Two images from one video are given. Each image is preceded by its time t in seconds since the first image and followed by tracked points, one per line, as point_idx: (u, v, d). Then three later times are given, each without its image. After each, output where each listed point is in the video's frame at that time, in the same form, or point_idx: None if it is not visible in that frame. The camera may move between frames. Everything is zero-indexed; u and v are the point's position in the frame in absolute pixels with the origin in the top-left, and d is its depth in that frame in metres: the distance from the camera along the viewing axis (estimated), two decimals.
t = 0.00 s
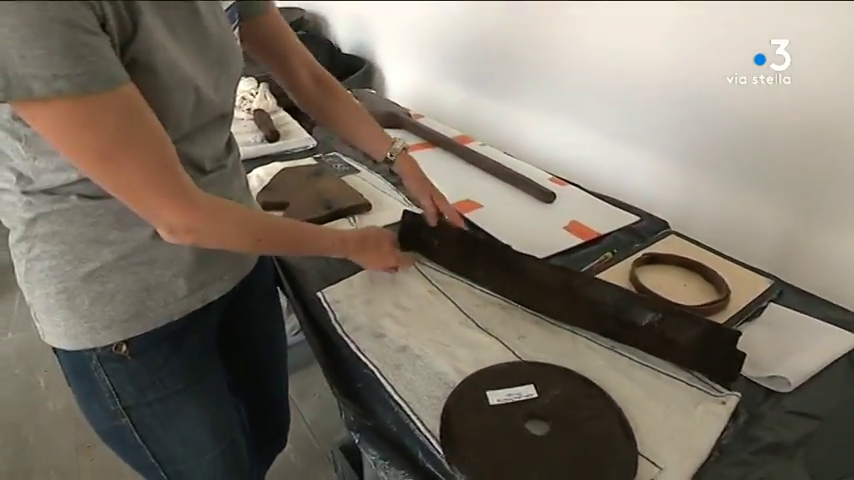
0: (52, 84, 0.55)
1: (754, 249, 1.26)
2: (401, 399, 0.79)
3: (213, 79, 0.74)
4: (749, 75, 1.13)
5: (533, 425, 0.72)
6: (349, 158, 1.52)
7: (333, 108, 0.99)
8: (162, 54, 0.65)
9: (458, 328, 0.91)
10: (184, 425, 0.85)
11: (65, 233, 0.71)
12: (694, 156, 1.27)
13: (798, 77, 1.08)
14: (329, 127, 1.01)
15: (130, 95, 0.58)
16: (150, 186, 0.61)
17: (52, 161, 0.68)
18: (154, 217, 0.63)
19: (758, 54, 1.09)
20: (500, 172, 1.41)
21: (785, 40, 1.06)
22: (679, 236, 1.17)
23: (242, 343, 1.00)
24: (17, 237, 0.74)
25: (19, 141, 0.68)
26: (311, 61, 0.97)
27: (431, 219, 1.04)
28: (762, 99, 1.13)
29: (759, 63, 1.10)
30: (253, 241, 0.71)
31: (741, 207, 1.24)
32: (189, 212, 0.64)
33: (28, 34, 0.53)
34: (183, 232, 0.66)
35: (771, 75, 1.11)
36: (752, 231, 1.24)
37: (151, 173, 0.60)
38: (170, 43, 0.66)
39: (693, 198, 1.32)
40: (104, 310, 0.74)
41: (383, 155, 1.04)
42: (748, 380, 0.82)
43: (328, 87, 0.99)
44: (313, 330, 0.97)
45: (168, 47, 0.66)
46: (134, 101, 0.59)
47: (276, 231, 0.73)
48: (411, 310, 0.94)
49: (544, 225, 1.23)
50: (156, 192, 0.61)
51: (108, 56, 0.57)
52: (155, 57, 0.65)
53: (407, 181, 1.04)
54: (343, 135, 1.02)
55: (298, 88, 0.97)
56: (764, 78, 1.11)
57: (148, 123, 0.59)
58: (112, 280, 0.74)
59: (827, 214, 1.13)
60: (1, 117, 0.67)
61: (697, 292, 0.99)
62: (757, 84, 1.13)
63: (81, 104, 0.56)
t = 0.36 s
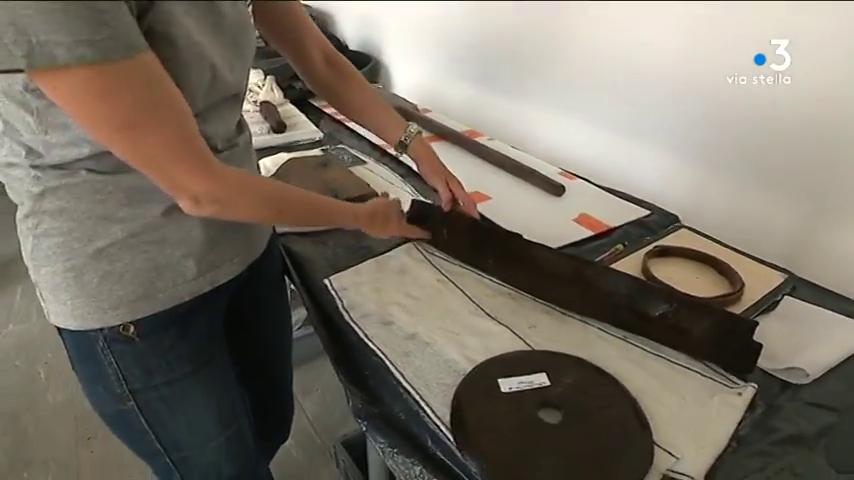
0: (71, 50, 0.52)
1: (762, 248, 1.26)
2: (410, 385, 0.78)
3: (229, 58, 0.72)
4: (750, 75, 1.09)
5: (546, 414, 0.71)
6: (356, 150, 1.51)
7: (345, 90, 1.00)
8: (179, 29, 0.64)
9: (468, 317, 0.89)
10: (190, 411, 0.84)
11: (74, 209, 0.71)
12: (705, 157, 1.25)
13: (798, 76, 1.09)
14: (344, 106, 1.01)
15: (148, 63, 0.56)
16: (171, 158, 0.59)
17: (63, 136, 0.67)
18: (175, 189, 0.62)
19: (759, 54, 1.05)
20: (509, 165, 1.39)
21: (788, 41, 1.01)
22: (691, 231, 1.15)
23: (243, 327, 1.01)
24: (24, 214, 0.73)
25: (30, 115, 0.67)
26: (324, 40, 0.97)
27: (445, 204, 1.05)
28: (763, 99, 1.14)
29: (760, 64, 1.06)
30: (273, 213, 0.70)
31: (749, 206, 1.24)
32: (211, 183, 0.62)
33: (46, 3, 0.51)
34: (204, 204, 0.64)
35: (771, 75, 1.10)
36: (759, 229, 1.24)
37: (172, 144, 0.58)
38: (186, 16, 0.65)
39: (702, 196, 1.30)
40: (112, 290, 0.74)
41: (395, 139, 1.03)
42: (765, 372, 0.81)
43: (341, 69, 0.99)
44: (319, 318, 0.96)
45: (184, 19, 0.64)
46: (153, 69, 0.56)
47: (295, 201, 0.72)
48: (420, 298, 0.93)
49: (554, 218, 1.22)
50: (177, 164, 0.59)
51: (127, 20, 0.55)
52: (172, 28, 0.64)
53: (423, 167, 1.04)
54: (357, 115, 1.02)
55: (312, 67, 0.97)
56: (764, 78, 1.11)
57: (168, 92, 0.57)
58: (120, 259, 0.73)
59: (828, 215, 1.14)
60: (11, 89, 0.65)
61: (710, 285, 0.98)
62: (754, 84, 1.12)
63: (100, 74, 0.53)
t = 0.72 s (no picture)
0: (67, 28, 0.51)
1: (767, 249, 1.23)
2: (416, 381, 0.76)
3: (234, 44, 0.71)
4: (749, 75, 1.12)
5: (554, 411, 0.69)
6: (359, 148, 1.50)
7: (351, 82, 0.98)
8: (186, 13, 0.63)
9: (474, 314, 0.88)
10: (191, 406, 0.82)
11: (77, 196, 0.69)
12: (713, 155, 1.24)
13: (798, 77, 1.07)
14: (350, 99, 1.00)
15: (149, 45, 0.54)
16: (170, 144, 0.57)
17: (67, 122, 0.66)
18: (174, 177, 0.60)
19: (758, 54, 1.08)
20: (514, 165, 1.38)
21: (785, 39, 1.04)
22: (697, 231, 1.14)
23: (245, 323, 0.99)
24: (26, 200, 0.72)
25: (31, 101, 0.66)
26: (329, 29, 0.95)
27: (446, 201, 1.04)
28: (762, 101, 1.12)
29: (759, 62, 1.09)
30: (275, 202, 0.68)
31: (754, 209, 1.22)
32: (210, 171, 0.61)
33: None
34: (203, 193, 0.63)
35: (771, 75, 1.09)
36: (765, 231, 1.22)
37: (171, 130, 0.57)
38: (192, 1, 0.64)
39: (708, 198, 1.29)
40: (116, 279, 0.72)
41: (402, 131, 1.02)
42: (776, 373, 0.80)
43: (345, 60, 0.97)
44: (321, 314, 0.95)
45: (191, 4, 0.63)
46: (151, 51, 0.54)
47: (299, 192, 0.70)
48: (425, 294, 0.92)
49: (559, 217, 1.21)
50: (175, 151, 0.58)
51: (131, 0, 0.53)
52: (178, 13, 0.63)
53: (428, 161, 1.03)
54: (365, 108, 1.01)
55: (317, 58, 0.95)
56: (764, 78, 1.10)
57: (167, 75, 0.55)
58: (124, 248, 0.72)
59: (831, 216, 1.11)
60: (13, 74, 0.65)
61: (718, 285, 0.97)
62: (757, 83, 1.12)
63: (96, 55, 0.52)
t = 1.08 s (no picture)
0: None
1: (767, 242, 1.22)
2: (416, 372, 0.74)
3: (234, 31, 0.65)
4: (749, 75, 1.10)
5: (559, 402, 0.67)
6: (356, 141, 1.48)
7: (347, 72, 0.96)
8: None
9: (477, 305, 0.86)
10: (184, 399, 0.80)
11: (65, 179, 0.67)
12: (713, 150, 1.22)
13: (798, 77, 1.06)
14: (346, 93, 0.98)
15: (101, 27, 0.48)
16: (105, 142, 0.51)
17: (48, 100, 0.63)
18: (107, 178, 0.54)
19: (758, 54, 1.05)
20: (514, 158, 1.37)
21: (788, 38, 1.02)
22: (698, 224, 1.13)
23: (240, 315, 0.96)
24: (13, 183, 0.71)
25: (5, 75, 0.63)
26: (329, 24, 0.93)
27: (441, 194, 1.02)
28: (762, 97, 1.11)
29: (759, 63, 1.07)
30: (221, 216, 0.62)
31: (755, 203, 1.20)
32: (148, 177, 0.55)
33: None
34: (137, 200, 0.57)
35: (771, 75, 1.08)
36: (765, 225, 1.21)
37: (109, 127, 0.51)
38: None
39: (708, 192, 1.26)
40: (106, 267, 0.70)
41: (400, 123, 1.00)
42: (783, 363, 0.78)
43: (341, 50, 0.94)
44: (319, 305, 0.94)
45: None
46: (107, 37, 0.49)
47: (249, 207, 0.64)
48: (426, 285, 0.90)
49: (560, 209, 1.19)
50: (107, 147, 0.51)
51: None
52: None
53: (424, 155, 1.01)
54: (363, 104, 0.99)
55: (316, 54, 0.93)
56: (763, 78, 1.09)
57: (119, 64, 0.50)
58: (114, 235, 0.69)
59: (832, 209, 1.10)
60: None
61: (721, 276, 0.96)
62: (755, 84, 1.10)
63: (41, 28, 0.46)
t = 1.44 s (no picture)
0: None
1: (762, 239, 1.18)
2: (419, 367, 0.74)
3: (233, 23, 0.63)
4: (749, 74, 1.07)
5: (566, 395, 0.67)
6: (353, 140, 1.47)
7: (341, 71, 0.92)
8: None
9: (480, 299, 0.86)
10: (181, 397, 0.79)
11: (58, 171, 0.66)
12: (710, 151, 1.18)
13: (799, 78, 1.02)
14: (338, 94, 0.94)
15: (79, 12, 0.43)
16: (66, 126, 0.46)
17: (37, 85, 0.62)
18: (67, 166, 0.49)
19: (758, 54, 1.04)
20: (512, 156, 1.37)
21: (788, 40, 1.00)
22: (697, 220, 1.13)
23: (237, 312, 0.95)
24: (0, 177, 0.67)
25: None
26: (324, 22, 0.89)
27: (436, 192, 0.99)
28: (762, 100, 1.07)
29: (758, 63, 1.05)
30: (194, 219, 0.56)
31: (753, 200, 1.16)
32: (113, 168, 0.49)
33: None
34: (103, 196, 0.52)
35: (770, 75, 1.05)
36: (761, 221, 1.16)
37: (73, 110, 0.45)
38: None
39: (702, 189, 1.23)
40: (100, 262, 0.69)
41: (395, 124, 0.97)
42: (787, 356, 0.79)
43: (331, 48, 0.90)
44: (319, 301, 0.92)
45: None
46: (87, 16, 0.44)
47: (229, 211, 0.58)
48: (427, 280, 0.89)
49: (559, 206, 1.19)
50: (69, 137, 0.47)
51: None
52: None
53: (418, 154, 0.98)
54: (358, 105, 0.95)
55: (310, 55, 0.89)
56: (763, 78, 1.06)
57: (90, 51, 0.45)
58: (108, 229, 0.68)
59: (828, 210, 1.07)
60: None
61: (722, 271, 0.96)
62: (755, 84, 1.07)
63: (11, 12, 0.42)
